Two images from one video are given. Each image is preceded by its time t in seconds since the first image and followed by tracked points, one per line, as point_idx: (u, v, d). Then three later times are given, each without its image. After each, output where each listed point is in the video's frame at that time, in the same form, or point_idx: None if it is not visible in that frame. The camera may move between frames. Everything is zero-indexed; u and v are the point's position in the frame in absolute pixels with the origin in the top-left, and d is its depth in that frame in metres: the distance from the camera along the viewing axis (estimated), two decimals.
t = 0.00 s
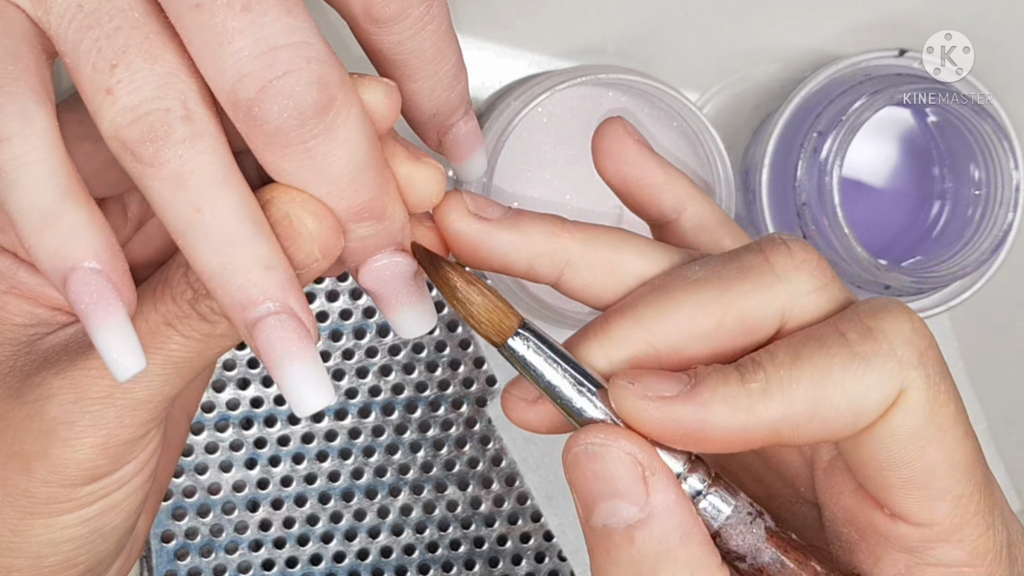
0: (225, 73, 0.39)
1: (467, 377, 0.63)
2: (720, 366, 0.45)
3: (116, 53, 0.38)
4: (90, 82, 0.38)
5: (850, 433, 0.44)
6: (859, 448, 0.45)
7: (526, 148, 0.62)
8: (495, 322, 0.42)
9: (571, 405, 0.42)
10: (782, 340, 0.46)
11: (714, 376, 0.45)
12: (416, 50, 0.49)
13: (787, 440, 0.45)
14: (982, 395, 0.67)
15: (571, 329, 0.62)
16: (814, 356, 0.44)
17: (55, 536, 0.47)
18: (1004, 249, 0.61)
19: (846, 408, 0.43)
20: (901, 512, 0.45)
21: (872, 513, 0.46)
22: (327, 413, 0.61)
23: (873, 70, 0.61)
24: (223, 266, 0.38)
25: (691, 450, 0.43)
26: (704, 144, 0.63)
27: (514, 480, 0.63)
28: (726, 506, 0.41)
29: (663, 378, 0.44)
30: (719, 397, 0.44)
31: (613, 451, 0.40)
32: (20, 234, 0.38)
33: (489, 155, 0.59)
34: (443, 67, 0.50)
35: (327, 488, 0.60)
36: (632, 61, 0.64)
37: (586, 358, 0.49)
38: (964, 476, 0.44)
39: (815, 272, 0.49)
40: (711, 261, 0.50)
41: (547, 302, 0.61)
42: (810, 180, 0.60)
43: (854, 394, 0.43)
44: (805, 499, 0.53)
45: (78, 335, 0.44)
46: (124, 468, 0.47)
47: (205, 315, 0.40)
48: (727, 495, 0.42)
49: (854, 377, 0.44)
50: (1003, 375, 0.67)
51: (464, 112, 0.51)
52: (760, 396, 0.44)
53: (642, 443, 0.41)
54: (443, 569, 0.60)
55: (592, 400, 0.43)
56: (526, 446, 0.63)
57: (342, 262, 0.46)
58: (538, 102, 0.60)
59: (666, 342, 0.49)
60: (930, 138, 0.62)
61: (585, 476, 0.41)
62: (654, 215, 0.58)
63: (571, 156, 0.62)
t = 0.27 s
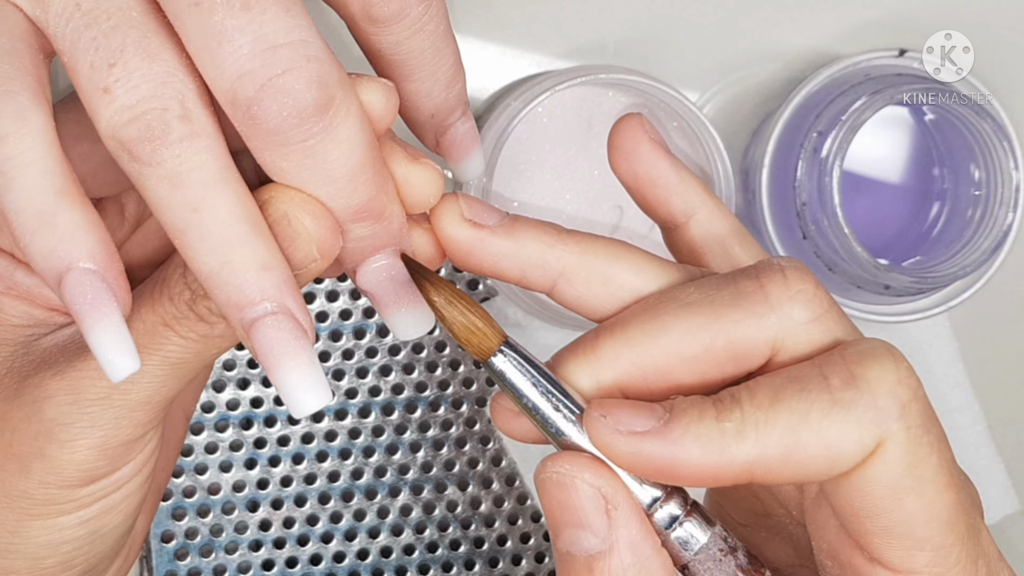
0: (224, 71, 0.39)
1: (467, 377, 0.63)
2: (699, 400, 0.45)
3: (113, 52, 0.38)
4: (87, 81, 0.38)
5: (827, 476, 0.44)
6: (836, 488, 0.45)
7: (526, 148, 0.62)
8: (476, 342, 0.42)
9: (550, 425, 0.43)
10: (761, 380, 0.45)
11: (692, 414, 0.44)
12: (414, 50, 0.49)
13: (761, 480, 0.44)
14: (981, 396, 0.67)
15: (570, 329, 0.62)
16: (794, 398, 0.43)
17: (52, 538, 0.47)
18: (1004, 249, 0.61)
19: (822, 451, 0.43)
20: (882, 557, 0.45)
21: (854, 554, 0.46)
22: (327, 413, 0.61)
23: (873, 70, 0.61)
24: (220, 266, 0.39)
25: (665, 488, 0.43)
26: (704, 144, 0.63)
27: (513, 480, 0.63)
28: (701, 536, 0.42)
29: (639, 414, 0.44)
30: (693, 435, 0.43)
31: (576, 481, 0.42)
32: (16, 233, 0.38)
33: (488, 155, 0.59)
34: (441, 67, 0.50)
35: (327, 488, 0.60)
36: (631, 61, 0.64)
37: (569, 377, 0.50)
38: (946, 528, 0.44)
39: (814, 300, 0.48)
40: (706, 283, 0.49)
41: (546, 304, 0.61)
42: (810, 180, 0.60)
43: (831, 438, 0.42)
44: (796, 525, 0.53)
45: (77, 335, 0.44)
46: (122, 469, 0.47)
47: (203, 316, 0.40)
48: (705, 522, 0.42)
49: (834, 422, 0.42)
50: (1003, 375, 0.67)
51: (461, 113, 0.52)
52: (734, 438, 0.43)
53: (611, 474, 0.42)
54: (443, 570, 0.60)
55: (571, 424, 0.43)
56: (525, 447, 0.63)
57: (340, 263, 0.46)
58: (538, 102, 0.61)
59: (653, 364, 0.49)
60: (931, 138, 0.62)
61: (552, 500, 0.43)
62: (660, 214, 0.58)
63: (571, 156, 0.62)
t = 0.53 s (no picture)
0: (221, 71, 0.39)
1: (467, 377, 0.63)
2: (683, 416, 0.44)
3: (111, 52, 0.38)
4: (84, 81, 0.38)
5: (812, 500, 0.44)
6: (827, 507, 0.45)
7: (526, 148, 0.62)
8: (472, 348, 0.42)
9: (549, 441, 0.43)
10: (749, 399, 0.44)
11: (675, 432, 0.44)
12: (412, 51, 0.49)
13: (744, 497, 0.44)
14: (981, 397, 0.66)
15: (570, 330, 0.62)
16: (781, 426, 0.43)
17: (50, 540, 0.47)
18: (1005, 249, 0.61)
19: (805, 480, 0.43)
20: None
21: None
22: (327, 413, 0.61)
23: (873, 70, 0.61)
24: (218, 267, 0.39)
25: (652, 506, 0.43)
26: (704, 144, 0.63)
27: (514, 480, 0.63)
28: (682, 554, 0.42)
29: (619, 437, 0.43)
30: (673, 458, 0.43)
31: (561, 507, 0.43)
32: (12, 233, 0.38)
33: (487, 155, 0.59)
34: (439, 68, 0.50)
35: (327, 488, 0.60)
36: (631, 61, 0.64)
37: (564, 380, 0.49)
38: (931, 558, 0.44)
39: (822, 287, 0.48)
40: (714, 285, 0.49)
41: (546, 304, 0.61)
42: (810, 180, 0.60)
43: (813, 466, 0.42)
44: (791, 531, 0.52)
45: (75, 337, 0.44)
46: (120, 471, 0.47)
47: (201, 317, 0.40)
48: (685, 542, 0.43)
49: (819, 452, 0.42)
50: (1003, 376, 0.67)
51: (459, 114, 0.51)
52: (716, 460, 0.43)
53: (602, 500, 0.43)
54: (443, 570, 0.60)
55: (562, 436, 0.43)
56: (526, 448, 0.63)
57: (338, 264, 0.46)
58: (537, 102, 0.60)
59: (655, 362, 0.48)
60: (931, 137, 0.62)
61: (541, 527, 0.43)
62: (665, 206, 0.57)
63: (572, 156, 0.62)
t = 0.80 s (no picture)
0: (222, 70, 0.39)
1: (467, 377, 0.63)
2: (725, 364, 0.45)
3: (111, 52, 0.38)
4: (85, 81, 0.38)
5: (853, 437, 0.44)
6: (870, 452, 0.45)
7: (526, 148, 0.62)
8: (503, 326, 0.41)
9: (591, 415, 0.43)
10: (793, 342, 0.45)
11: (718, 380, 0.44)
12: (413, 51, 0.49)
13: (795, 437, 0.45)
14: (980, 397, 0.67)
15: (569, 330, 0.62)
16: (829, 359, 0.44)
17: (50, 541, 0.47)
18: (1004, 249, 0.61)
19: (856, 411, 0.43)
20: (915, 521, 0.45)
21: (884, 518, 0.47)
22: (327, 413, 0.61)
23: (873, 70, 0.61)
24: (218, 267, 0.39)
25: (699, 457, 0.43)
26: (704, 144, 0.63)
27: (514, 480, 0.63)
28: (732, 517, 0.42)
29: (664, 392, 0.43)
30: (722, 402, 0.44)
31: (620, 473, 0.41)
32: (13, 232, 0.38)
33: (488, 154, 0.59)
34: (440, 68, 0.50)
35: (327, 488, 0.60)
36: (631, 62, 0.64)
37: (599, 352, 0.49)
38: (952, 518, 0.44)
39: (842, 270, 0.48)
40: (734, 250, 0.49)
41: (547, 304, 0.61)
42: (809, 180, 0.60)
43: (865, 398, 0.43)
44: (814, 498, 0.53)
45: (76, 337, 0.44)
46: (121, 472, 0.47)
47: (201, 317, 0.40)
48: (734, 505, 0.42)
49: (867, 383, 0.43)
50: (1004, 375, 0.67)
51: (460, 114, 0.51)
52: (766, 398, 0.44)
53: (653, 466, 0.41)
54: (443, 570, 0.60)
55: (602, 407, 0.42)
56: (526, 447, 0.63)
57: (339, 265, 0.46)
58: (538, 102, 0.61)
59: (688, 327, 0.49)
60: (930, 138, 0.62)
61: (592, 493, 0.42)
62: (654, 195, 0.57)
63: (572, 156, 0.62)
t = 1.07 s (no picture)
0: (220, 71, 0.39)
1: (467, 377, 0.63)
2: (714, 330, 0.46)
3: (109, 52, 0.38)
4: (83, 81, 0.38)
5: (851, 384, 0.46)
6: (863, 403, 0.47)
7: (525, 148, 0.62)
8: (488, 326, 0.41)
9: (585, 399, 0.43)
10: (776, 300, 0.47)
11: (712, 345, 0.45)
12: (412, 51, 0.49)
13: (791, 392, 0.45)
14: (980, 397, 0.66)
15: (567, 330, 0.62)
16: (814, 311, 0.45)
17: (47, 540, 0.47)
18: (1004, 250, 0.61)
19: (847, 359, 0.45)
20: (915, 463, 0.47)
21: (885, 467, 0.48)
22: (327, 413, 0.61)
23: (873, 70, 0.61)
24: (217, 268, 0.39)
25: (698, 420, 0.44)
26: (703, 144, 0.63)
27: (514, 480, 0.63)
28: (738, 480, 0.42)
29: (660, 357, 0.44)
30: (718, 362, 0.44)
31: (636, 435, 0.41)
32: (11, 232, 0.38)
33: (486, 155, 0.59)
34: (439, 68, 0.50)
35: (327, 488, 0.60)
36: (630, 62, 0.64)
37: (584, 344, 0.49)
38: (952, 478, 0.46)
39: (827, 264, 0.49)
40: (703, 239, 0.50)
41: (545, 303, 0.61)
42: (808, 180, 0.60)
43: (852, 340, 0.44)
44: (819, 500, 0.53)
45: (74, 337, 0.44)
46: (118, 472, 0.47)
47: (198, 317, 0.40)
48: (737, 469, 0.43)
49: (854, 330, 0.44)
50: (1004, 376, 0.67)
51: (458, 115, 0.51)
52: (761, 355, 0.44)
53: (663, 427, 0.42)
54: (443, 570, 0.60)
55: (595, 389, 0.43)
56: (526, 447, 0.63)
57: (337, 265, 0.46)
58: (537, 102, 0.60)
59: (665, 320, 0.49)
60: (931, 138, 0.62)
61: (608, 465, 0.41)
62: (634, 189, 0.59)
63: (570, 156, 0.62)
